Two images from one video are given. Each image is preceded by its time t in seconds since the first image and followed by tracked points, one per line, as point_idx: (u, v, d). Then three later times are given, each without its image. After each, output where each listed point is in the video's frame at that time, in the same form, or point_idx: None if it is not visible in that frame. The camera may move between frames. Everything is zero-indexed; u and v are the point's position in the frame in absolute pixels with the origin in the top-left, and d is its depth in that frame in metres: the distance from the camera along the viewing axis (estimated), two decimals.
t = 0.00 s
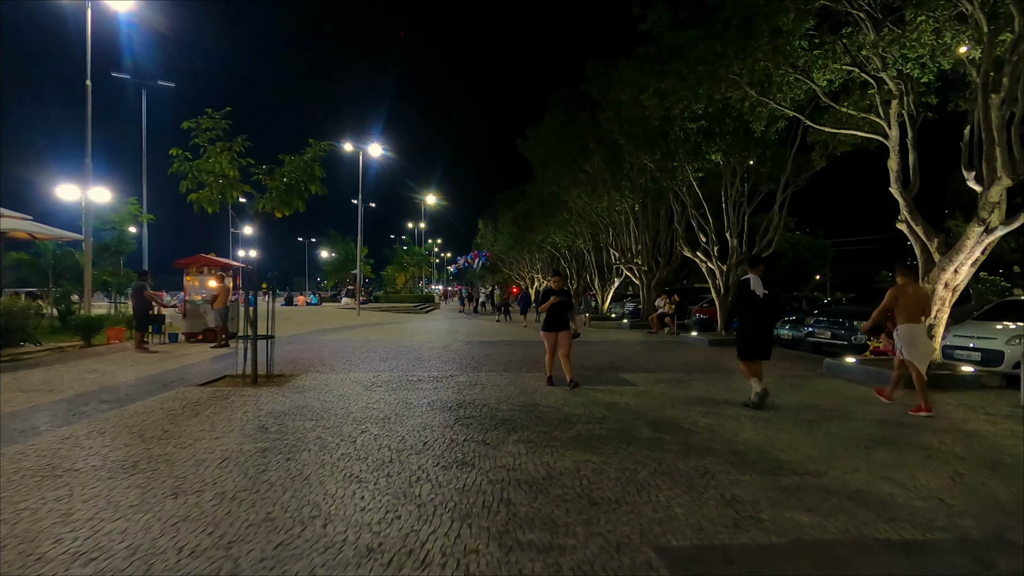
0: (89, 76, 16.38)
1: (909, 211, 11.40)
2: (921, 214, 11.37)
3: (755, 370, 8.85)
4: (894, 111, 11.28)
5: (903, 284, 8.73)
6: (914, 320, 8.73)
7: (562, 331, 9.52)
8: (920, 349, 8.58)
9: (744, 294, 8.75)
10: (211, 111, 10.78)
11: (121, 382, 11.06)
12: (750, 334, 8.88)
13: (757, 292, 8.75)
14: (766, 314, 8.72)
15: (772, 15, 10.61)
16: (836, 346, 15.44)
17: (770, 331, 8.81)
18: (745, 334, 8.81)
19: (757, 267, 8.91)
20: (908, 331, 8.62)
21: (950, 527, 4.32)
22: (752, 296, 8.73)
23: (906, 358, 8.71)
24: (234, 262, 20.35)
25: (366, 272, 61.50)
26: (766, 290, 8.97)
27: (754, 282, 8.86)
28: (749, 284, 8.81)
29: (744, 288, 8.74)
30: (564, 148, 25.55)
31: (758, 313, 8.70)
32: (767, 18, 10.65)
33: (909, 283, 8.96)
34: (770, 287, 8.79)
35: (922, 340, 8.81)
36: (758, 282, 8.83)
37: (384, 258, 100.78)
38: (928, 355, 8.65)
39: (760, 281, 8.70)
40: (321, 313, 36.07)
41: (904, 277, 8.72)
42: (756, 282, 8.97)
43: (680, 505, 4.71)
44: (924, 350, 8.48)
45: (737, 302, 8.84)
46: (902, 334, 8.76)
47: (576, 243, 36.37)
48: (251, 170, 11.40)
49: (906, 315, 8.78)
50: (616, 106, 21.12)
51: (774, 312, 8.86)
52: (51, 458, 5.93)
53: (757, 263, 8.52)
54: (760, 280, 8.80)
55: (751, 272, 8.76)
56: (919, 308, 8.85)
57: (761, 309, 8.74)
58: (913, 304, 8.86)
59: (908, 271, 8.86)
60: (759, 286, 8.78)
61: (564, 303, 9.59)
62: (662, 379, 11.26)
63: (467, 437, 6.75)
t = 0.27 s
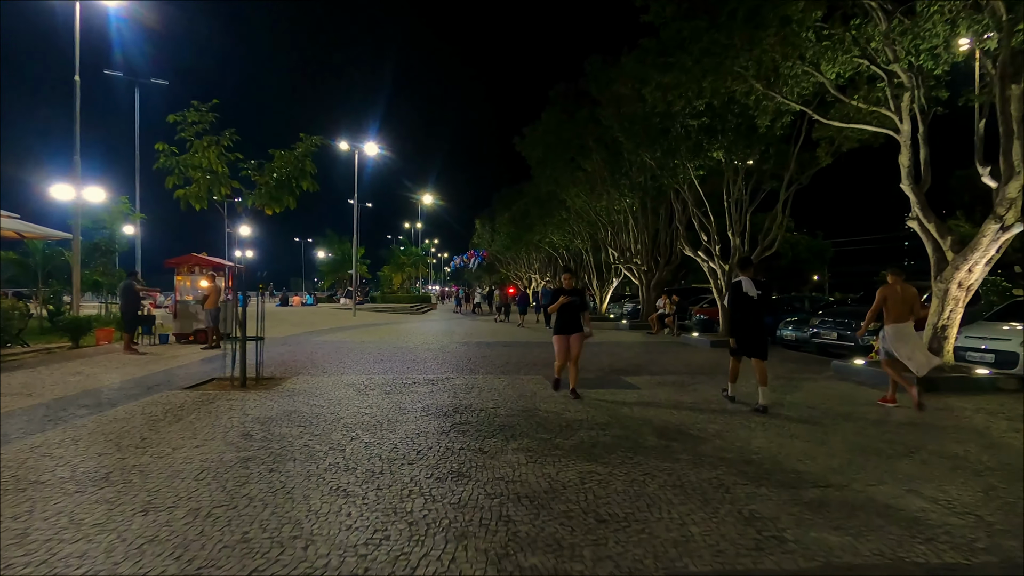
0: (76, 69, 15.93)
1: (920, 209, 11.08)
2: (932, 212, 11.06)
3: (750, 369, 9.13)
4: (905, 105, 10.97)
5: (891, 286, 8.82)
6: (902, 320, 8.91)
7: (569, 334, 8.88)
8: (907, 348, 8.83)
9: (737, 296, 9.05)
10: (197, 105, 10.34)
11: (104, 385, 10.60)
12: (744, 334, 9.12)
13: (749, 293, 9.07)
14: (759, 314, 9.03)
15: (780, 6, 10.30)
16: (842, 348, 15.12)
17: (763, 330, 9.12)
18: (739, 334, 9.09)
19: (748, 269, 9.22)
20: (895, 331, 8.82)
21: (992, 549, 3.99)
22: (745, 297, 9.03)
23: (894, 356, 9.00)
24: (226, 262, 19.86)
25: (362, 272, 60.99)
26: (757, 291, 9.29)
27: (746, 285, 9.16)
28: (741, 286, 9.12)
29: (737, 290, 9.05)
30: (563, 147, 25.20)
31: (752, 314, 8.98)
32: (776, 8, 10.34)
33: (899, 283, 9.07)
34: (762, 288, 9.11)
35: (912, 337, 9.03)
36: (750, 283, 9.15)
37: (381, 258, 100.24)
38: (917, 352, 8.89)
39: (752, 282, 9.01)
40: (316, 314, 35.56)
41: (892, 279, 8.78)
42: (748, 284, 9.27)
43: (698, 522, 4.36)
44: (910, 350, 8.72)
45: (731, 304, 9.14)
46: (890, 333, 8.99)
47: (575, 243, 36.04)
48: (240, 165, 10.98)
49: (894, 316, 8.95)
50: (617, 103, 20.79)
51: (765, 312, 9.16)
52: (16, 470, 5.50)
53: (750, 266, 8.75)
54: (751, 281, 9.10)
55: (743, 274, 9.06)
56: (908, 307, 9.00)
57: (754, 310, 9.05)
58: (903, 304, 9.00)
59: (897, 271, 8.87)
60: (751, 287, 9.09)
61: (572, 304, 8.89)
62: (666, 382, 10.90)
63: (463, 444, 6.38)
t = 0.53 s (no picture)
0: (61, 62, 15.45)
1: (932, 204, 10.69)
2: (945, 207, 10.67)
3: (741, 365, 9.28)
4: (916, 98, 10.60)
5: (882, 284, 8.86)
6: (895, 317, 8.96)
7: (578, 341, 7.84)
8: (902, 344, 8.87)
9: (729, 293, 9.13)
10: (179, 96, 9.86)
11: (85, 390, 10.15)
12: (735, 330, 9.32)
13: (741, 291, 9.13)
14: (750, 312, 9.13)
15: None
16: (849, 348, 14.75)
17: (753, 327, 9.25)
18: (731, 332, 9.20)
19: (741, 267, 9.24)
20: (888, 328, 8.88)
21: None
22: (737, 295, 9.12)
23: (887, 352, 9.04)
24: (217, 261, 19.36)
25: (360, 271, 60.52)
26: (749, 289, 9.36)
27: (738, 282, 9.21)
28: (733, 283, 9.18)
29: (729, 287, 9.11)
30: (562, 144, 24.81)
31: (743, 312, 9.08)
32: None
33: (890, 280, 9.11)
34: (754, 285, 9.19)
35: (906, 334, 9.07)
36: (742, 281, 9.21)
37: (379, 258, 99.72)
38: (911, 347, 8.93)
39: (744, 280, 9.06)
40: (312, 314, 35.11)
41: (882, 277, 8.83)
42: (740, 281, 9.32)
43: (716, 548, 3.93)
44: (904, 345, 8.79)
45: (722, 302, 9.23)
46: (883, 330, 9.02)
47: (574, 242, 35.66)
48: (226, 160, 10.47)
49: (887, 313, 8.98)
50: (617, 98, 20.41)
51: (756, 310, 9.26)
52: None
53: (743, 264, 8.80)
54: (743, 279, 9.15)
55: (735, 272, 9.09)
56: (898, 304, 9.08)
57: (745, 308, 9.14)
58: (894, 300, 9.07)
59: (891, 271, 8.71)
60: (742, 285, 9.15)
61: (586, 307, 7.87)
62: (672, 386, 10.48)
63: (459, 457, 5.94)
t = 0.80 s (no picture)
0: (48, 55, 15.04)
1: (947, 202, 10.34)
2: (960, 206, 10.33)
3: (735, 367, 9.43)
4: (931, 93, 10.26)
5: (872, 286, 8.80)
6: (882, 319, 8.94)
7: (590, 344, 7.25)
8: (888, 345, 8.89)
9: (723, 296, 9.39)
10: (166, 89, 9.52)
11: (67, 394, 9.75)
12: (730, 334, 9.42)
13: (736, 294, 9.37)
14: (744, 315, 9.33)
15: None
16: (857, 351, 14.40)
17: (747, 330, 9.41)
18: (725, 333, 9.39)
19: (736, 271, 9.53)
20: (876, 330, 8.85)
21: None
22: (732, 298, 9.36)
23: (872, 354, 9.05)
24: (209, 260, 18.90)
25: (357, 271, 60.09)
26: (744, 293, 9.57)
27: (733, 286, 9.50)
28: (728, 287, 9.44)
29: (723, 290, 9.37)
30: (562, 142, 24.45)
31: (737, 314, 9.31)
32: None
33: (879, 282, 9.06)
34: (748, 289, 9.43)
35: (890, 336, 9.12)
36: (737, 285, 9.47)
37: (377, 257, 99.29)
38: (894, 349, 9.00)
39: (738, 283, 9.33)
40: (308, 314, 34.72)
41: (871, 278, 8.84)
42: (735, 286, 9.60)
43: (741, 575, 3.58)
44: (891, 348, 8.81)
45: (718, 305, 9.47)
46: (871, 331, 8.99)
47: (573, 242, 35.30)
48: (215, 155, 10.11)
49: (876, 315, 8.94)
50: (618, 95, 20.06)
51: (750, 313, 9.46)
52: None
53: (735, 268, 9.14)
54: (738, 283, 9.44)
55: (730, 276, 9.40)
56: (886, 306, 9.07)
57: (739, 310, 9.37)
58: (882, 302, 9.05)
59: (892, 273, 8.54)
60: (737, 288, 9.42)
61: (600, 306, 7.23)
62: (676, 389, 10.14)
63: (455, 467, 5.58)
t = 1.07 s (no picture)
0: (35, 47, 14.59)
1: (964, 198, 9.99)
2: (977, 201, 10.00)
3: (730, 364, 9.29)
4: (948, 84, 9.93)
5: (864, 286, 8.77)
6: (876, 318, 8.93)
7: (612, 352, 6.52)
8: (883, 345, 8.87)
9: (721, 292, 9.24)
10: (150, 78, 9.08)
11: (46, 397, 9.25)
12: (726, 331, 9.25)
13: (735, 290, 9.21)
14: (743, 311, 9.19)
15: None
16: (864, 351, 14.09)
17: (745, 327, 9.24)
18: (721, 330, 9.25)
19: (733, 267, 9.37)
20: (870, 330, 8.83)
21: None
22: (729, 294, 9.21)
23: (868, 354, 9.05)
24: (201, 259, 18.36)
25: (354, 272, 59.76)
26: (741, 289, 9.45)
27: (731, 282, 9.37)
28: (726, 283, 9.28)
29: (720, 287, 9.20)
30: (561, 140, 24.08)
31: (735, 310, 9.16)
32: None
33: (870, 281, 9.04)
34: (745, 286, 9.31)
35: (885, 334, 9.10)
36: (735, 281, 9.33)
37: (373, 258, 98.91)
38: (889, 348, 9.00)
39: (736, 279, 9.18)
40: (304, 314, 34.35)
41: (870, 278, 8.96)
42: (733, 282, 9.45)
43: None
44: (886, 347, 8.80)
45: (713, 301, 9.33)
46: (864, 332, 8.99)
47: (572, 242, 34.96)
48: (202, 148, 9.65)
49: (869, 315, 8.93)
50: (620, 91, 19.71)
51: (748, 310, 9.31)
52: None
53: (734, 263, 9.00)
54: (736, 278, 9.32)
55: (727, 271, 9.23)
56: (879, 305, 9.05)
57: (736, 307, 9.23)
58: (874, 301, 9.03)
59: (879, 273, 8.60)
60: (735, 284, 9.29)
61: (627, 311, 6.51)
62: (684, 392, 9.74)
63: (457, 479, 5.17)
